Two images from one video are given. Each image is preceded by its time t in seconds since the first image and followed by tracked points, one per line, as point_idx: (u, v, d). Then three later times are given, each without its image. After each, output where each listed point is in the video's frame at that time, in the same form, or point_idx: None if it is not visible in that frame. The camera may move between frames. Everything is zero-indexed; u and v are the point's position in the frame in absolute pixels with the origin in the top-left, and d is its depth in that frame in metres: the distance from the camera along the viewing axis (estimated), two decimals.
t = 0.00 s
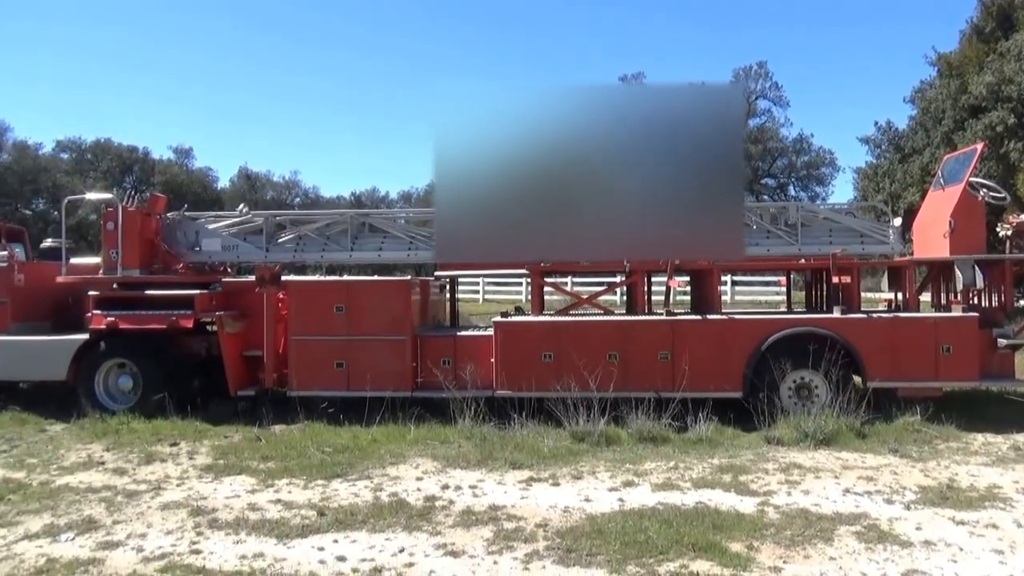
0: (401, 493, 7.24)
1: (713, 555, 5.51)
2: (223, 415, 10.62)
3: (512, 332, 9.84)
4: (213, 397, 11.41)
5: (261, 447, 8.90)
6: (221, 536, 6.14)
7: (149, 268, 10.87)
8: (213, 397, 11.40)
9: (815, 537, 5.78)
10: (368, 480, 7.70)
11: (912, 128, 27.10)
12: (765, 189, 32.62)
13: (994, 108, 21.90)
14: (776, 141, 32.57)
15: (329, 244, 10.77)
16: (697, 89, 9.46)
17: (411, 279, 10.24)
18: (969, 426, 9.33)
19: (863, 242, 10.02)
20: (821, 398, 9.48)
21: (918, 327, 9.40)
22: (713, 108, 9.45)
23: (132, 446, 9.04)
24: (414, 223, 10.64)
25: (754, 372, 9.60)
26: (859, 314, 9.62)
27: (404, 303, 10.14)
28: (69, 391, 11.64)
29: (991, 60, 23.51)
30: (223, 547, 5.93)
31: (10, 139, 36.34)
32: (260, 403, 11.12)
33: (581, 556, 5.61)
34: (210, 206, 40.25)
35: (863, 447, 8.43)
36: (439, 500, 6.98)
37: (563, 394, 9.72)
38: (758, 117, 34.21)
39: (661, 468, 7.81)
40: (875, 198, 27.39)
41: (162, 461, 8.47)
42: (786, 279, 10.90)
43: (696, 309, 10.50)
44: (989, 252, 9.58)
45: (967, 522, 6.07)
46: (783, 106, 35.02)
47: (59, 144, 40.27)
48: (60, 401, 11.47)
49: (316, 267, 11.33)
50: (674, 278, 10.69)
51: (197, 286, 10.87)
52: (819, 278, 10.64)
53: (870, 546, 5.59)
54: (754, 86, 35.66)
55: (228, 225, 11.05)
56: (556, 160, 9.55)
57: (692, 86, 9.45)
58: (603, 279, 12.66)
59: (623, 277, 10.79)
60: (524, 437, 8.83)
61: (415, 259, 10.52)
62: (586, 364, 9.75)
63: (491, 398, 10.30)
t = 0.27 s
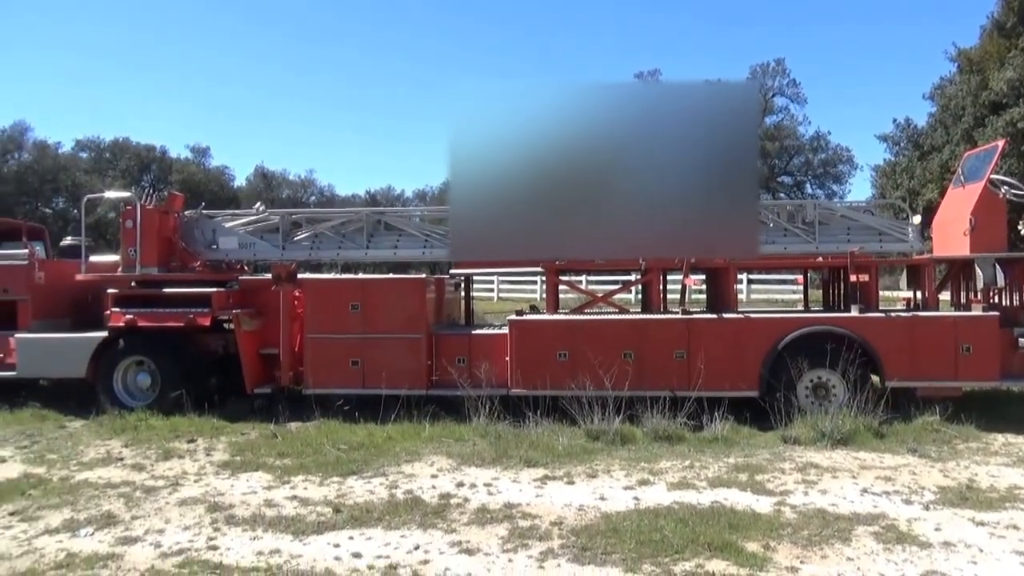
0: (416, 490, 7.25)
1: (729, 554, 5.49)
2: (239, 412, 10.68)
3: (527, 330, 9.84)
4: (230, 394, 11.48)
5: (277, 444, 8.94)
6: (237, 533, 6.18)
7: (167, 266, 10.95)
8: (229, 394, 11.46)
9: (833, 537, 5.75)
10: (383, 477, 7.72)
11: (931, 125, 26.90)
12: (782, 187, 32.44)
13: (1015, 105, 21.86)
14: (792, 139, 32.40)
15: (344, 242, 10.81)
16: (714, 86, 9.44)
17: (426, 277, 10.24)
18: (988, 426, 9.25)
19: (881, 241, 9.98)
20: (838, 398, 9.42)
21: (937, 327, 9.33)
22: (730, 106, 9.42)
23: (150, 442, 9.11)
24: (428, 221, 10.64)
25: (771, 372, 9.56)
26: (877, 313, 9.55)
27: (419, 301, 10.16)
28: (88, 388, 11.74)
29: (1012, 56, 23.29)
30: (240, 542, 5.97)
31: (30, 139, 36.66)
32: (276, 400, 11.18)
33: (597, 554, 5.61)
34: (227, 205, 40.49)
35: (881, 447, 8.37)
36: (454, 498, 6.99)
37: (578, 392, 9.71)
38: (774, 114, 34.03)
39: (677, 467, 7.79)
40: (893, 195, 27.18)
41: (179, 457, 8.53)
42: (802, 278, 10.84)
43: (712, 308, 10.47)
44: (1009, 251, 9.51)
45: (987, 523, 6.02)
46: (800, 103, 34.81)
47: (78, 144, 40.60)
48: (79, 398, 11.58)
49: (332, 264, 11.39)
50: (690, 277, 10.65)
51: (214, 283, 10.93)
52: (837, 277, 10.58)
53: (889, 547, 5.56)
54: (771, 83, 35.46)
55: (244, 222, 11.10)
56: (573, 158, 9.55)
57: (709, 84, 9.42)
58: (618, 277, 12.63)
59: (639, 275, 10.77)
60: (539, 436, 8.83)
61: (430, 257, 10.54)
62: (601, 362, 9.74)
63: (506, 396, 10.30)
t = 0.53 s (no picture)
0: (423, 488, 7.26)
1: (737, 553, 5.48)
2: (247, 410, 10.71)
3: (534, 328, 9.84)
4: (238, 392, 11.52)
5: (285, 442, 8.97)
6: (245, 530, 6.20)
7: (175, 265, 10.99)
8: (237, 392, 11.50)
9: (841, 536, 5.73)
10: (390, 475, 7.73)
11: (941, 122, 26.80)
12: (790, 184, 32.34)
13: None
14: (800, 137, 32.29)
15: (352, 240, 10.83)
16: (721, 84, 9.41)
17: (433, 275, 10.25)
18: (998, 425, 9.20)
19: (890, 238, 9.94)
20: (847, 396, 9.40)
21: (946, 325, 9.29)
22: (737, 104, 9.39)
23: (159, 440, 9.14)
24: (435, 219, 10.67)
25: (779, 370, 9.53)
26: (886, 311, 9.52)
27: (426, 299, 10.17)
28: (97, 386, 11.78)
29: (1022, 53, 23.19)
30: (248, 540, 5.99)
31: (39, 138, 36.74)
32: (284, 398, 11.20)
33: (604, 552, 5.60)
34: (234, 204, 40.59)
35: (889, 445, 8.35)
36: (461, 496, 7.00)
37: (585, 390, 9.71)
38: (782, 112, 33.93)
39: (684, 465, 7.78)
40: (902, 193, 27.08)
41: (188, 455, 8.56)
42: (810, 276, 10.81)
43: (719, 306, 10.46)
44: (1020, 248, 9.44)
45: (997, 522, 6.00)
46: (808, 101, 34.69)
47: (87, 143, 40.71)
48: (88, 396, 11.63)
49: (340, 262, 11.41)
50: (697, 275, 10.63)
51: (222, 282, 10.95)
52: (844, 275, 10.56)
53: (898, 546, 5.54)
54: (779, 80, 35.34)
55: (252, 221, 11.13)
56: (580, 157, 9.52)
57: (716, 82, 9.39)
58: (625, 275, 12.61)
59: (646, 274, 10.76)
60: (547, 434, 8.82)
61: (437, 255, 10.56)
62: (608, 360, 9.72)
63: (513, 395, 10.31)
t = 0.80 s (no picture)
0: (428, 486, 7.27)
1: (742, 552, 5.48)
2: (252, 408, 10.73)
3: (538, 326, 9.84)
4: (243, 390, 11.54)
5: (290, 440, 8.98)
6: (250, 528, 6.21)
7: (179, 263, 11.01)
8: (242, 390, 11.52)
9: (846, 535, 5.72)
10: (395, 473, 7.74)
11: (946, 120, 26.77)
12: (794, 182, 32.28)
13: None
14: (804, 134, 32.23)
15: (356, 239, 10.84)
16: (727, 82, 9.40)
17: (436, 274, 10.25)
18: (1004, 424, 9.19)
19: (895, 237, 9.91)
20: (852, 395, 9.39)
21: (952, 323, 9.27)
22: (742, 102, 9.39)
23: (164, 438, 9.17)
24: (439, 218, 10.68)
25: (784, 369, 9.52)
26: (891, 309, 9.50)
27: (430, 298, 10.17)
28: (102, 384, 11.81)
29: None
30: (253, 538, 6.00)
31: (43, 137, 36.75)
32: (288, 397, 11.22)
33: (609, 551, 5.61)
34: (238, 202, 40.63)
35: (894, 444, 8.34)
36: (466, 494, 7.00)
37: (589, 389, 9.71)
38: (786, 110, 33.86)
39: (689, 464, 7.77)
40: (907, 191, 27.03)
41: (193, 453, 8.58)
42: (815, 274, 10.79)
43: (724, 304, 10.45)
44: None
45: (1003, 521, 5.99)
46: (812, 99, 34.62)
47: (91, 141, 40.73)
48: (93, 394, 11.65)
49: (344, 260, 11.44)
50: (702, 273, 10.62)
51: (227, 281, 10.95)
52: (849, 273, 10.54)
53: (903, 545, 5.53)
54: (783, 78, 35.27)
55: (256, 220, 11.15)
56: (584, 154, 9.53)
57: (721, 80, 9.38)
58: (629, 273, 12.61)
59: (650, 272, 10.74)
60: (551, 432, 8.82)
61: (441, 254, 10.55)
62: (612, 359, 9.72)
63: (517, 393, 10.31)
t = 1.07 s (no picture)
0: (435, 485, 7.28)
1: (749, 551, 5.47)
2: (259, 407, 10.76)
3: (545, 325, 9.84)
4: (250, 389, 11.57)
5: (297, 439, 9.00)
6: (258, 526, 6.23)
7: (187, 262, 11.03)
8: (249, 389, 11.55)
9: (854, 535, 5.71)
10: (402, 472, 7.75)
11: (954, 118, 26.71)
12: (801, 181, 32.19)
13: None
14: (811, 133, 32.14)
15: (362, 238, 10.85)
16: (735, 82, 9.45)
17: (443, 273, 10.26)
18: (1012, 423, 9.15)
19: (903, 235, 9.88)
20: (859, 394, 9.37)
21: (960, 322, 9.24)
22: (750, 101, 9.43)
23: (172, 437, 9.20)
24: (445, 217, 10.70)
25: (791, 368, 9.50)
26: (899, 308, 9.47)
27: (437, 297, 10.18)
28: (110, 383, 11.85)
29: None
30: (261, 536, 6.01)
31: (51, 137, 36.83)
32: (295, 396, 11.24)
33: (616, 550, 5.61)
34: (245, 202, 40.70)
35: (902, 443, 8.31)
36: (472, 493, 7.00)
37: (596, 388, 9.70)
38: (793, 108, 33.77)
39: (696, 463, 7.76)
40: (915, 189, 26.92)
41: (200, 452, 8.61)
42: (823, 273, 10.75)
43: (730, 303, 10.44)
44: None
45: (1012, 521, 5.97)
46: (819, 97, 34.52)
47: (98, 142, 40.82)
48: (101, 393, 11.70)
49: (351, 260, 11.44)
50: (708, 273, 10.60)
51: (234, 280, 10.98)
52: (857, 272, 10.51)
53: (912, 544, 5.52)
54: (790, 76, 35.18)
55: (264, 220, 11.18)
56: (593, 153, 9.57)
57: (728, 79, 9.42)
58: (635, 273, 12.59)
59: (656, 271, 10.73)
60: (557, 431, 8.82)
61: (447, 254, 10.56)
62: (619, 358, 9.71)
63: (524, 392, 10.31)
